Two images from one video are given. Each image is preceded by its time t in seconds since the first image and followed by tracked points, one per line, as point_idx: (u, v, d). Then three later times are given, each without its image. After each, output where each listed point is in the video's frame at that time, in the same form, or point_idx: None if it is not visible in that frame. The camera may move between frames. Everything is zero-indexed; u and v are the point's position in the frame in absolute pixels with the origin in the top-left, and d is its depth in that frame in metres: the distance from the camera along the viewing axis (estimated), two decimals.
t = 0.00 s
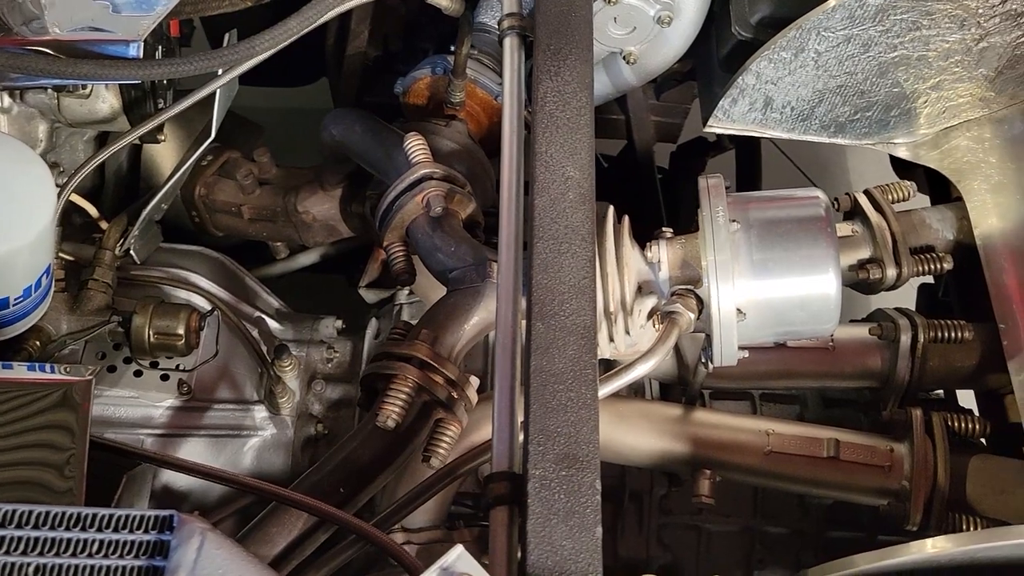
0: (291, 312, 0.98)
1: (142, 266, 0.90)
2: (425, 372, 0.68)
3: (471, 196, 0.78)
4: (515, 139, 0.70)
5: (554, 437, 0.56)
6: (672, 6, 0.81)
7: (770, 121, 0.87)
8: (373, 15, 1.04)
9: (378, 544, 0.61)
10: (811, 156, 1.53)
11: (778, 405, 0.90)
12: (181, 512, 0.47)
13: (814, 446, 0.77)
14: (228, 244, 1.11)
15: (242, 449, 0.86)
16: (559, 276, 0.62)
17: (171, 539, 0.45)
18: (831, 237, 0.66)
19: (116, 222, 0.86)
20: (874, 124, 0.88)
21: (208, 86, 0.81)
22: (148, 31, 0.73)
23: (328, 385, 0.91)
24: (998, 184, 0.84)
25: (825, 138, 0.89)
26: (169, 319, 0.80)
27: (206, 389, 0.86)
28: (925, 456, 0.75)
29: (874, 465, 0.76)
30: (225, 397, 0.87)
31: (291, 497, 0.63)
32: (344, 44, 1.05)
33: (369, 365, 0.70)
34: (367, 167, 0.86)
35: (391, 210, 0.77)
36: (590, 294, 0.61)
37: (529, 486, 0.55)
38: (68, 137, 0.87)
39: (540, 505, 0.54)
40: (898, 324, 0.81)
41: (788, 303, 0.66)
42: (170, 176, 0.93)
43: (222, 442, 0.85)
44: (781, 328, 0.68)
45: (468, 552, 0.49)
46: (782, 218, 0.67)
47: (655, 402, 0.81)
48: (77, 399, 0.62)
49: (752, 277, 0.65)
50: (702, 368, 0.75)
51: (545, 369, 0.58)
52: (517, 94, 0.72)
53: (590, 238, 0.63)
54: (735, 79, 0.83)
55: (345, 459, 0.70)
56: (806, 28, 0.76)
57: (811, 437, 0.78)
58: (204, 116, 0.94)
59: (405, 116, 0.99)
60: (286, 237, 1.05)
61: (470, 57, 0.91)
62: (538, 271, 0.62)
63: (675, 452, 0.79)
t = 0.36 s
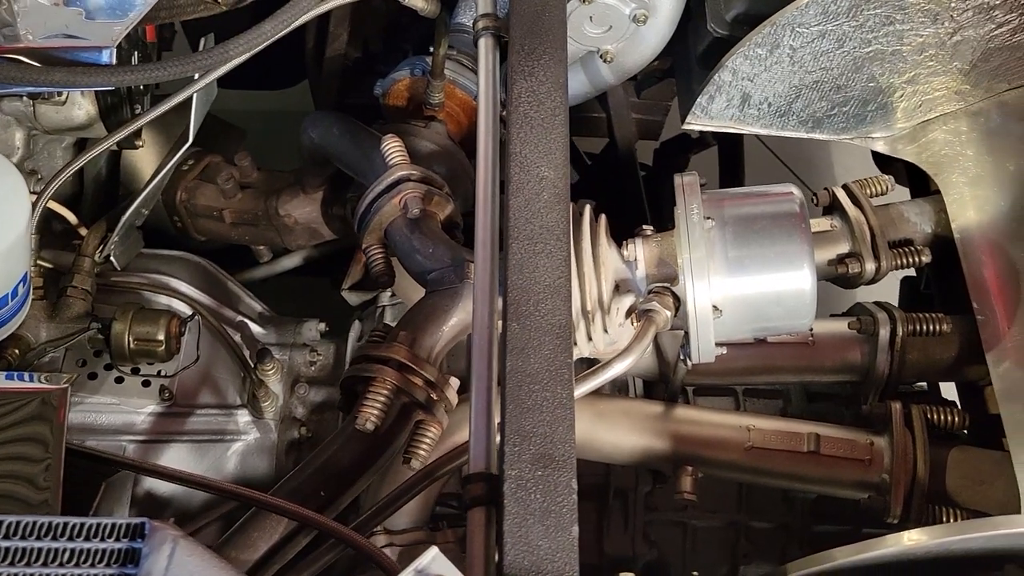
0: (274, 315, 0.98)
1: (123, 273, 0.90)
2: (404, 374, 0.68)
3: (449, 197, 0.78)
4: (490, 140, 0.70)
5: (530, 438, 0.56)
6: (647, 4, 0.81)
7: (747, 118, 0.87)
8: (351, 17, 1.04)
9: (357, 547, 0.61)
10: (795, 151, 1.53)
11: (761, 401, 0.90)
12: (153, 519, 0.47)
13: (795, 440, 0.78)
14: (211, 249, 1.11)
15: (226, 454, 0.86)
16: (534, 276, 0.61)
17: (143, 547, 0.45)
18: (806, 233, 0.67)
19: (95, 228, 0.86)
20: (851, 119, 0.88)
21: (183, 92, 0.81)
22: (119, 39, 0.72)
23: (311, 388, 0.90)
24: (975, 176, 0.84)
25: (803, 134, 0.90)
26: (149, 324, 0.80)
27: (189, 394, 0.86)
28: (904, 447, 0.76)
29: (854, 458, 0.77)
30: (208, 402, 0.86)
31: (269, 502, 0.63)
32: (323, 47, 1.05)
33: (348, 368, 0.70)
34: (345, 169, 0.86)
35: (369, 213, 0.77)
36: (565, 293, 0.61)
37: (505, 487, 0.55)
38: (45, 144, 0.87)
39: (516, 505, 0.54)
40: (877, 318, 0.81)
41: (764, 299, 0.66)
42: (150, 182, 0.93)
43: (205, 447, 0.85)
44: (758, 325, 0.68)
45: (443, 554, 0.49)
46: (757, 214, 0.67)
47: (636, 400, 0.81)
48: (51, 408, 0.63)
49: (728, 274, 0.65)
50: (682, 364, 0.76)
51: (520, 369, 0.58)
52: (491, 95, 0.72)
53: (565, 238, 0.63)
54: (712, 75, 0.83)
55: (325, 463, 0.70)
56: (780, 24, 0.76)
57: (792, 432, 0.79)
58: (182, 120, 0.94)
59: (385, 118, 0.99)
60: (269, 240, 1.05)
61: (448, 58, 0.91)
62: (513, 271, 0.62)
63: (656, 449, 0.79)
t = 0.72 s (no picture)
0: (259, 320, 0.97)
1: (105, 280, 0.90)
2: (385, 378, 0.68)
3: (429, 200, 0.78)
4: (468, 142, 0.70)
5: (509, 440, 0.56)
6: (625, 4, 0.81)
7: (727, 116, 0.88)
8: (332, 20, 1.04)
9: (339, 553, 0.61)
10: (780, 147, 1.54)
11: (746, 398, 0.90)
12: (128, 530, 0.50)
13: (778, 437, 0.78)
14: (195, 255, 1.11)
15: (211, 460, 0.86)
16: (512, 278, 0.61)
17: (117, 557, 0.48)
18: (783, 231, 0.67)
19: (75, 236, 0.85)
20: (830, 116, 0.88)
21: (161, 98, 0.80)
22: (95, 46, 0.72)
23: (296, 393, 0.90)
24: (955, 170, 0.84)
25: (783, 131, 0.90)
26: (130, 332, 0.80)
27: (173, 401, 0.86)
28: (886, 440, 0.76)
29: (837, 454, 0.77)
30: (192, 409, 0.86)
31: (251, 508, 0.63)
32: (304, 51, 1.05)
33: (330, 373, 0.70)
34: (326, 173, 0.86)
35: (349, 217, 0.77)
36: (543, 295, 0.61)
37: (484, 490, 0.55)
38: (24, 153, 0.87)
39: (495, 508, 0.54)
40: (858, 313, 0.81)
41: (742, 297, 0.66)
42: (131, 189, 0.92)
43: (190, 453, 0.85)
44: (737, 322, 0.68)
45: (421, 558, 0.49)
46: (734, 213, 0.67)
47: (619, 399, 0.81)
48: (29, 419, 0.63)
49: (707, 272, 0.66)
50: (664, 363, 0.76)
51: (498, 372, 0.58)
52: (469, 97, 0.72)
53: (543, 239, 0.63)
54: (690, 74, 0.83)
55: (308, 468, 0.70)
56: (756, 22, 0.76)
57: (776, 429, 0.79)
58: (162, 127, 0.93)
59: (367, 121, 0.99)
60: (254, 245, 1.05)
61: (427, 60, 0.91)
62: (491, 273, 0.62)
63: (639, 448, 0.79)
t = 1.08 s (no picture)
0: (242, 323, 0.97)
1: (86, 285, 0.90)
2: (364, 381, 0.68)
3: (408, 202, 0.78)
4: (445, 144, 0.70)
5: (485, 442, 0.56)
6: (603, 4, 0.81)
7: (706, 115, 0.88)
8: (312, 22, 1.04)
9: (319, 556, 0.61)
10: (764, 144, 1.54)
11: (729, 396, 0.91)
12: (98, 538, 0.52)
13: (758, 434, 0.79)
14: (178, 258, 1.11)
15: (194, 464, 0.86)
16: (488, 280, 0.61)
17: (88, 565, 0.50)
18: (759, 230, 0.67)
19: (55, 241, 0.85)
20: (809, 114, 0.88)
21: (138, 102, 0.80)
22: (70, 49, 0.71)
23: (278, 396, 0.90)
24: (933, 167, 0.85)
25: (762, 130, 0.90)
26: (110, 337, 0.79)
27: (155, 405, 0.86)
28: (866, 437, 0.77)
29: (817, 450, 0.78)
30: (175, 413, 0.86)
31: (230, 512, 0.63)
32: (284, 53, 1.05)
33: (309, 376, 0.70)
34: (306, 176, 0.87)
35: (328, 220, 0.77)
36: (519, 296, 0.61)
37: (461, 491, 0.55)
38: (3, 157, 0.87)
39: (472, 509, 0.54)
40: (837, 310, 0.82)
41: (719, 296, 0.66)
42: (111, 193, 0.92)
43: (173, 457, 0.85)
44: (715, 322, 0.69)
45: (396, 561, 0.49)
46: (709, 212, 0.68)
47: (600, 398, 0.82)
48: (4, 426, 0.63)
49: (683, 272, 0.66)
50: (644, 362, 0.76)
51: (474, 373, 0.58)
52: (446, 99, 0.72)
53: (519, 241, 0.63)
54: (669, 73, 0.83)
55: (288, 471, 0.70)
56: (733, 21, 0.77)
57: (755, 426, 0.79)
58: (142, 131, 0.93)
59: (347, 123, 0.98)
60: (236, 248, 1.05)
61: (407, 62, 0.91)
62: (467, 275, 0.62)
63: (621, 447, 0.80)
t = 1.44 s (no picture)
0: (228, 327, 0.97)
1: (70, 292, 0.90)
2: (347, 384, 0.68)
3: (390, 204, 0.78)
4: (426, 146, 0.70)
5: (467, 444, 0.56)
6: (583, 4, 0.81)
7: (689, 113, 0.88)
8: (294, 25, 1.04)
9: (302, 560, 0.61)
10: (750, 140, 1.54)
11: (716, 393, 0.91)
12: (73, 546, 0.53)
13: (742, 432, 0.79)
14: (164, 263, 1.11)
15: (181, 469, 0.85)
16: (469, 282, 0.61)
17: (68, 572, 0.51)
18: (740, 229, 0.68)
19: (37, 248, 0.85)
20: (792, 111, 0.88)
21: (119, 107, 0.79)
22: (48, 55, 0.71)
23: (265, 399, 0.89)
24: (915, 163, 0.85)
25: (746, 128, 0.90)
26: (94, 343, 0.79)
27: (141, 411, 0.86)
28: (850, 433, 0.77)
29: (802, 447, 0.78)
30: (161, 419, 0.86)
31: (213, 518, 0.63)
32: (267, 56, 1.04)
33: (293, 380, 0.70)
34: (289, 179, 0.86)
35: (310, 224, 0.77)
36: (501, 298, 0.61)
37: (443, 494, 0.54)
38: None
39: (454, 512, 0.54)
40: (821, 307, 0.82)
41: (700, 295, 0.67)
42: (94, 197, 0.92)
43: (159, 463, 0.85)
44: (697, 320, 0.69)
45: (377, 565, 0.49)
46: (690, 212, 0.68)
47: (586, 397, 0.82)
48: None
49: (665, 271, 0.66)
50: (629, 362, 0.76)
51: (456, 376, 0.58)
52: (427, 101, 0.72)
53: (500, 242, 0.63)
54: (651, 73, 0.83)
55: (273, 475, 0.70)
56: (713, 20, 0.77)
57: (740, 425, 0.80)
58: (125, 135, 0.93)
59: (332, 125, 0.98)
60: (222, 252, 1.04)
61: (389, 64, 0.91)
62: (449, 278, 0.62)
63: (607, 447, 0.80)
